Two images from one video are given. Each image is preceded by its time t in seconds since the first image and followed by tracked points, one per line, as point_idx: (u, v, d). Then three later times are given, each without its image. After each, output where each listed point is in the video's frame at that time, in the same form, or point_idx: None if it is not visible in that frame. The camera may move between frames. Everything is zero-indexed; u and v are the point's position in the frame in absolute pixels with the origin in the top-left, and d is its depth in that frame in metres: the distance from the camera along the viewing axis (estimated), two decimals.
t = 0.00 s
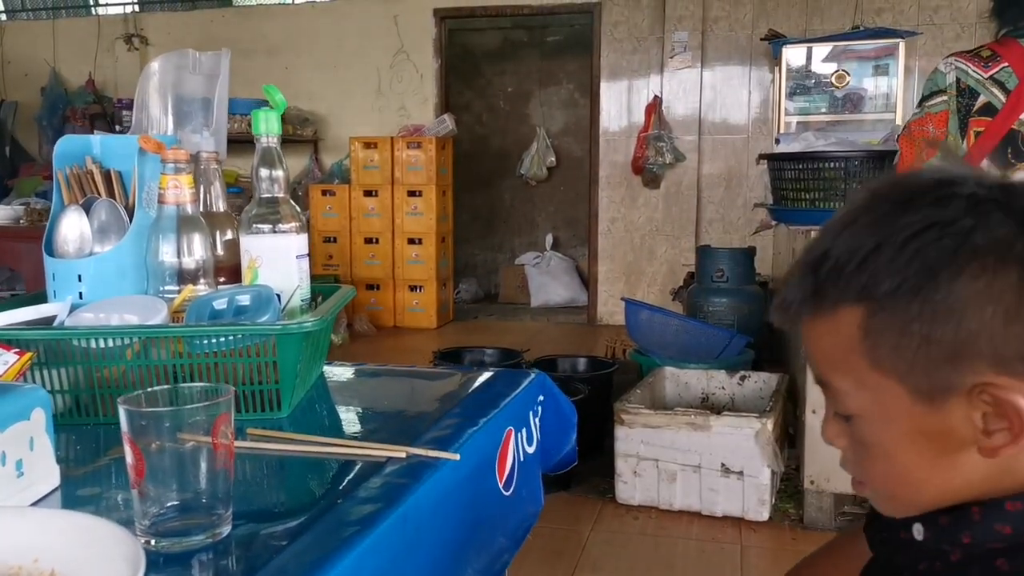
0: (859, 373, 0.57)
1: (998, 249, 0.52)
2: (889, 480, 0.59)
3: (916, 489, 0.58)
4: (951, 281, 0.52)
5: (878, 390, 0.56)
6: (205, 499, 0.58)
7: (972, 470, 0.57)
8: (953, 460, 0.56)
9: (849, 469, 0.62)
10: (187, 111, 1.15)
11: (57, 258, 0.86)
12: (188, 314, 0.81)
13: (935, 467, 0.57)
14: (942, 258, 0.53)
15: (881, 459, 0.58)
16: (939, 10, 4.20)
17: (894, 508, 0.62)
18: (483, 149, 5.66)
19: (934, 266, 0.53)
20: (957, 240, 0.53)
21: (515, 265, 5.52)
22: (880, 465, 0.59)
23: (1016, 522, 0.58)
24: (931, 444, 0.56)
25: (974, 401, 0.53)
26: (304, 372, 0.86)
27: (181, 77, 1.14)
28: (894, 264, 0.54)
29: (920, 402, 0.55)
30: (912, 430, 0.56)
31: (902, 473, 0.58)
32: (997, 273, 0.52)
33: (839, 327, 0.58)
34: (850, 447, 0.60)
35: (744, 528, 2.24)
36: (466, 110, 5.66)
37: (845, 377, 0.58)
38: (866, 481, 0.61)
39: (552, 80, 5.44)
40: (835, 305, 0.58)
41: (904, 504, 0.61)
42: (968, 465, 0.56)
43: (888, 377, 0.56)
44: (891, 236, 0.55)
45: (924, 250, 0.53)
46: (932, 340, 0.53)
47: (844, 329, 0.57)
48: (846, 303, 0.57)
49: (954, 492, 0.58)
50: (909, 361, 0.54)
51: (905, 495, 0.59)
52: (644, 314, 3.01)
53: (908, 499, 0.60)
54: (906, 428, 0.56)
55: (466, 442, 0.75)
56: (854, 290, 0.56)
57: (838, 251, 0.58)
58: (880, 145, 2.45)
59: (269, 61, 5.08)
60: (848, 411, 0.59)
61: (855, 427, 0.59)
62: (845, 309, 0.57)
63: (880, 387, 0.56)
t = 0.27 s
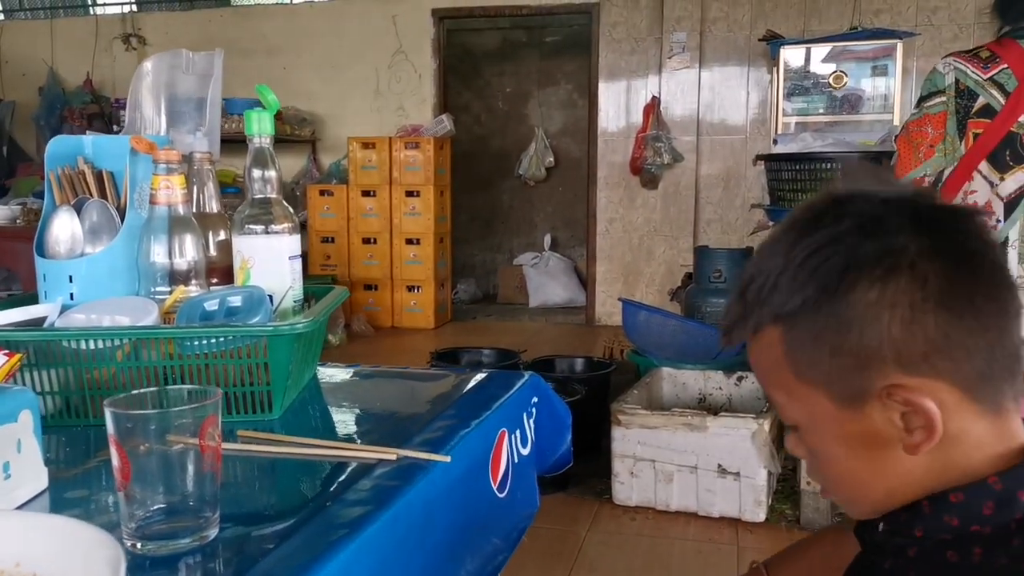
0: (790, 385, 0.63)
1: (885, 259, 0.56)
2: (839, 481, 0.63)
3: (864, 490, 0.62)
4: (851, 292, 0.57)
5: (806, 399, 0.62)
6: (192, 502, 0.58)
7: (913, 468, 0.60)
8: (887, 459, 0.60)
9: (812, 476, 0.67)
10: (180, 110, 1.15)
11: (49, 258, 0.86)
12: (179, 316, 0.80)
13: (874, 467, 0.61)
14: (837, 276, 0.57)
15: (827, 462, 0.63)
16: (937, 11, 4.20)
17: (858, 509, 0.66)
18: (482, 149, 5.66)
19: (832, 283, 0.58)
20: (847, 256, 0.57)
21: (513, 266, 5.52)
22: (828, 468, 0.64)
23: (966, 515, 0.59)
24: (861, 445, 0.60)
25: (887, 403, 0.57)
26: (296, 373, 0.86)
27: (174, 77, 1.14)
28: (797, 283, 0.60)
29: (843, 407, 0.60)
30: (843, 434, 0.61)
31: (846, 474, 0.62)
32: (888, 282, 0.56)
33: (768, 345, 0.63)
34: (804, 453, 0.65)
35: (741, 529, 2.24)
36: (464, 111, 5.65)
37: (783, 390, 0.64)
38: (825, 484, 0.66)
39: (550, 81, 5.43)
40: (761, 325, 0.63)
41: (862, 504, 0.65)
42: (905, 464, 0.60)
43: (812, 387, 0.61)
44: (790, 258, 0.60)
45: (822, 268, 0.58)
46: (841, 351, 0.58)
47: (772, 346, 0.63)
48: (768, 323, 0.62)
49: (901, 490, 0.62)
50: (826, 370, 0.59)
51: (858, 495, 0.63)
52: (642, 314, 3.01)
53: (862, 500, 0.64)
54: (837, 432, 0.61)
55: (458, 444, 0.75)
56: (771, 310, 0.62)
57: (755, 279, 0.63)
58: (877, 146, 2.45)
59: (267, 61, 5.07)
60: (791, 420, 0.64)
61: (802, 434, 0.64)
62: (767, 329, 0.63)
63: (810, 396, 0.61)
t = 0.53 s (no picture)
0: (758, 406, 0.65)
1: (831, 281, 0.59)
2: (814, 495, 0.66)
3: (840, 503, 0.64)
4: (803, 315, 0.60)
5: (773, 418, 0.64)
6: (180, 504, 0.57)
7: (882, 479, 0.62)
8: (855, 473, 0.62)
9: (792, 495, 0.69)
10: (171, 110, 1.14)
11: (38, 259, 0.86)
12: (169, 317, 0.80)
13: (844, 481, 0.63)
14: (789, 301, 0.60)
15: (801, 479, 0.65)
16: (931, 12, 4.20)
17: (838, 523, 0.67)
18: (477, 150, 5.65)
19: (786, 306, 0.61)
20: (795, 281, 0.60)
21: (509, 266, 5.51)
22: (803, 484, 0.66)
23: (938, 517, 0.61)
24: (828, 460, 0.62)
25: (849, 419, 0.60)
26: (287, 375, 0.85)
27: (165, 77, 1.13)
28: (753, 309, 0.63)
29: (808, 426, 0.62)
30: (810, 450, 0.63)
31: (821, 489, 0.65)
32: (836, 302, 0.59)
33: (733, 370, 0.66)
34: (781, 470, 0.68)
35: (735, 530, 2.24)
36: (459, 111, 5.65)
37: (753, 412, 0.66)
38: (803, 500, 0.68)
39: (545, 81, 5.43)
40: (725, 351, 0.66)
41: (840, 518, 0.66)
42: (874, 476, 0.62)
43: (777, 407, 0.63)
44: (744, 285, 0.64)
45: (774, 293, 0.61)
46: (799, 371, 0.61)
47: (738, 372, 0.66)
48: (730, 348, 0.65)
49: (873, 501, 0.63)
50: (788, 391, 0.62)
51: (834, 509, 0.65)
52: (637, 315, 3.01)
53: (839, 513, 0.66)
54: (805, 449, 0.63)
55: (449, 446, 0.74)
56: (731, 337, 0.65)
57: (714, 311, 0.67)
58: (870, 147, 2.46)
59: (261, 61, 5.06)
60: (763, 439, 0.67)
61: (776, 453, 0.67)
62: (731, 355, 0.66)
63: (776, 417, 0.64)
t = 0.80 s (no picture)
0: (751, 409, 0.65)
1: (822, 282, 0.60)
2: (806, 496, 0.66)
3: (831, 503, 0.65)
4: (794, 317, 0.60)
5: (765, 421, 0.65)
6: (174, 507, 0.57)
7: (873, 478, 0.62)
8: (847, 474, 0.63)
9: (783, 495, 0.69)
10: (165, 111, 1.14)
11: (31, 260, 0.85)
12: (163, 319, 0.80)
13: (836, 481, 0.63)
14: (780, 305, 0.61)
15: (793, 480, 0.66)
16: (923, 13, 4.22)
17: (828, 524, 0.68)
18: (471, 150, 5.66)
19: (777, 309, 0.61)
20: (785, 284, 0.61)
21: (502, 266, 5.51)
22: (794, 486, 0.66)
23: (925, 517, 0.61)
24: (821, 460, 0.63)
25: (843, 419, 0.60)
26: (281, 377, 0.85)
27: (158, 78, 1.13)
28: (744, 313, 0.63)
29: (801, 427, 0.62)
30: (803, 451, 0.63)
31: (813, 489, 0.65)
32: (828, 303, 0.59)
33: (724, 372, 0.66)
34: (772, 472, 0.68)
35: (729, 530, 2.25)
36: (453, 111, 5.64)
37: (745, 414, 0.66)
38: (794, 501, 0.68)
39: (539, 82, 5.44)
40: (716, 355, 0.66)
41: (831, 518, 0.67)
42: (865, 476, 0.62)
43: (769, 409, 0.64)
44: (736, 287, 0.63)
45: (765, 296, 0.61)
46: (792, 372, 0.61)
47: (729, 374, 0.66)
48: (721, 351, 0.65)
49: (864, 502, 0.64)
50: (781, 393, 0.62)
51: (825, 510, 0.66)
52: (631, 315, 3.01)
53: (830, 513, 0.66)
54: (797, 449, 0.64)
55: (444, 448, 0.74)
56: (722, 340, 0.65)
57: (703, 316, 0.67)
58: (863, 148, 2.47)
59: (255, 61, 5.05)
60: (755, 442, 0.67)
61: (767, 455, 0.67)
62: (722, 359, 0.66)
63: (769, 419, 0.64)
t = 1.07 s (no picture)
0: (759, 407, 0.65)
1: (845, 278, 0.60)
2: (808, 497, 0.66)
3: (836, 503, 0.65)
4: (813, 312, 0.60)
5: (775, 419, 0.64)
6: (168, 512, 0.57)
7: (880, 479, 0.63)
8: (856, 474, 0.63)
9: (782, 496, 0.68)
10: (160, 113, 1.14)
11: (26, 264, 0.86)
12: (157, 322, 0.80)
13: (844, 482, 0.63)
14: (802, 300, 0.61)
15: (796, 481, 0.65)
16: (918, 16, 4.24)
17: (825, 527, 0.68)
18: (467, 152, 5.66)
19: (797, 306, 0.61)
20: (805, 278, 0.61)
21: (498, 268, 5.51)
22: (797, 487, 0.66)
23: (916, 525, 0.62)
24: (831, 460, 0.63)
25: (860, 417, 0.60)
26: (276, 380, 0.85)
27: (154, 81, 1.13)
28: (763, 309, 0.62)
29: (814, 424, 0.62)
30: (813, 450, 0.63)
31: (817, 491, 0.65)
32: (850, 298, 0.60)
33: (734, 370, 0.66)
34: (772, 473, 0.68)
35: (724, 532, 2.25)
36: (449, 112, 5.65)
37: (751, 413, 0.66)
38: (793, 503, 0.68)
39: (535, 83, 5.44)
40: (726, 352, 0.66)
41: (830, 521, 0.67)
42: (874, 475, 0.63)
43: (781, 407, 0.64)
44: (753, 283, 0.63)
45: (783, 292, 0.62)
46: (811, 368, 0.61)
47: (739, 370, 0.65)
48: (733, 348, 0.65)
49: (868, 504, 0.64)
50: (798, 388, 0.62)
51: (826, 512, 0.66)
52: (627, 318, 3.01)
53: (829, 516, 0.66)
54: (807, 448, 0.64)
55: (439, 451, 0.75)
56: (737, 337, 0.64)
57: (714, 309, 0.66)
58: (858, 150, 2.48)
59: (250, 62, 5.04)
60: (759, 441, 0.67)
61: (771, 455, 0.67)
62: (733, 356, 0.65)
63: (779, 416, 0.64)
